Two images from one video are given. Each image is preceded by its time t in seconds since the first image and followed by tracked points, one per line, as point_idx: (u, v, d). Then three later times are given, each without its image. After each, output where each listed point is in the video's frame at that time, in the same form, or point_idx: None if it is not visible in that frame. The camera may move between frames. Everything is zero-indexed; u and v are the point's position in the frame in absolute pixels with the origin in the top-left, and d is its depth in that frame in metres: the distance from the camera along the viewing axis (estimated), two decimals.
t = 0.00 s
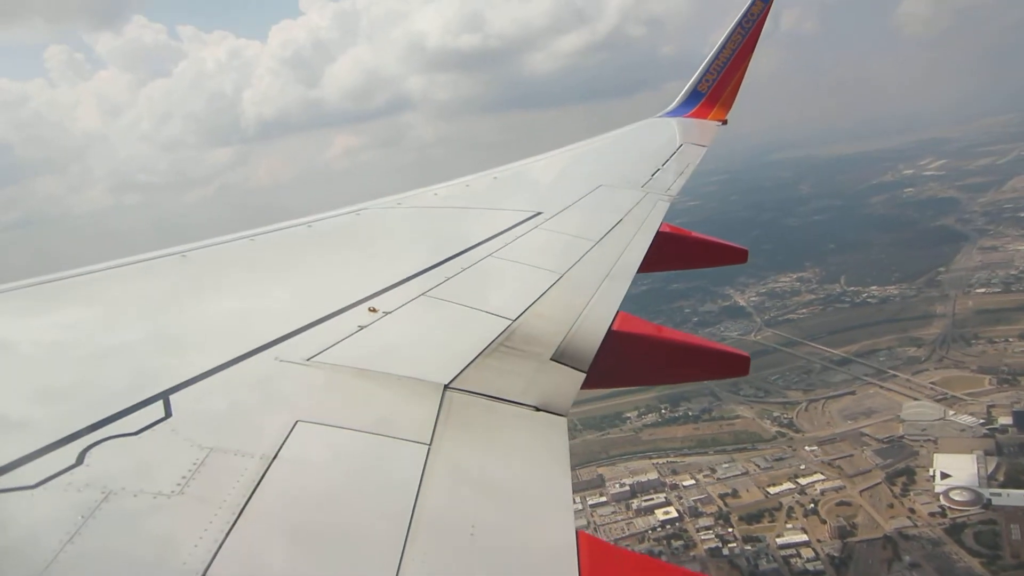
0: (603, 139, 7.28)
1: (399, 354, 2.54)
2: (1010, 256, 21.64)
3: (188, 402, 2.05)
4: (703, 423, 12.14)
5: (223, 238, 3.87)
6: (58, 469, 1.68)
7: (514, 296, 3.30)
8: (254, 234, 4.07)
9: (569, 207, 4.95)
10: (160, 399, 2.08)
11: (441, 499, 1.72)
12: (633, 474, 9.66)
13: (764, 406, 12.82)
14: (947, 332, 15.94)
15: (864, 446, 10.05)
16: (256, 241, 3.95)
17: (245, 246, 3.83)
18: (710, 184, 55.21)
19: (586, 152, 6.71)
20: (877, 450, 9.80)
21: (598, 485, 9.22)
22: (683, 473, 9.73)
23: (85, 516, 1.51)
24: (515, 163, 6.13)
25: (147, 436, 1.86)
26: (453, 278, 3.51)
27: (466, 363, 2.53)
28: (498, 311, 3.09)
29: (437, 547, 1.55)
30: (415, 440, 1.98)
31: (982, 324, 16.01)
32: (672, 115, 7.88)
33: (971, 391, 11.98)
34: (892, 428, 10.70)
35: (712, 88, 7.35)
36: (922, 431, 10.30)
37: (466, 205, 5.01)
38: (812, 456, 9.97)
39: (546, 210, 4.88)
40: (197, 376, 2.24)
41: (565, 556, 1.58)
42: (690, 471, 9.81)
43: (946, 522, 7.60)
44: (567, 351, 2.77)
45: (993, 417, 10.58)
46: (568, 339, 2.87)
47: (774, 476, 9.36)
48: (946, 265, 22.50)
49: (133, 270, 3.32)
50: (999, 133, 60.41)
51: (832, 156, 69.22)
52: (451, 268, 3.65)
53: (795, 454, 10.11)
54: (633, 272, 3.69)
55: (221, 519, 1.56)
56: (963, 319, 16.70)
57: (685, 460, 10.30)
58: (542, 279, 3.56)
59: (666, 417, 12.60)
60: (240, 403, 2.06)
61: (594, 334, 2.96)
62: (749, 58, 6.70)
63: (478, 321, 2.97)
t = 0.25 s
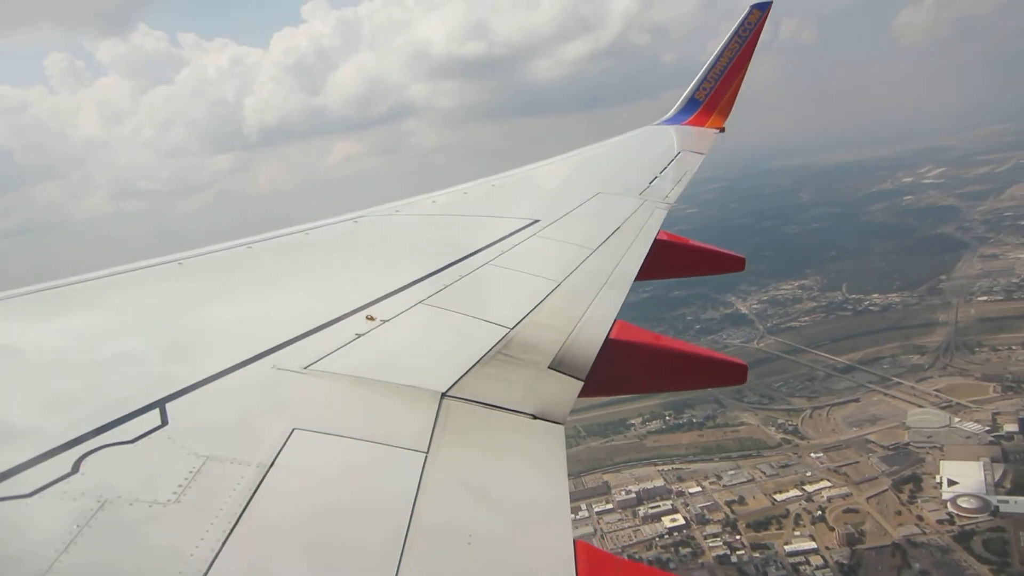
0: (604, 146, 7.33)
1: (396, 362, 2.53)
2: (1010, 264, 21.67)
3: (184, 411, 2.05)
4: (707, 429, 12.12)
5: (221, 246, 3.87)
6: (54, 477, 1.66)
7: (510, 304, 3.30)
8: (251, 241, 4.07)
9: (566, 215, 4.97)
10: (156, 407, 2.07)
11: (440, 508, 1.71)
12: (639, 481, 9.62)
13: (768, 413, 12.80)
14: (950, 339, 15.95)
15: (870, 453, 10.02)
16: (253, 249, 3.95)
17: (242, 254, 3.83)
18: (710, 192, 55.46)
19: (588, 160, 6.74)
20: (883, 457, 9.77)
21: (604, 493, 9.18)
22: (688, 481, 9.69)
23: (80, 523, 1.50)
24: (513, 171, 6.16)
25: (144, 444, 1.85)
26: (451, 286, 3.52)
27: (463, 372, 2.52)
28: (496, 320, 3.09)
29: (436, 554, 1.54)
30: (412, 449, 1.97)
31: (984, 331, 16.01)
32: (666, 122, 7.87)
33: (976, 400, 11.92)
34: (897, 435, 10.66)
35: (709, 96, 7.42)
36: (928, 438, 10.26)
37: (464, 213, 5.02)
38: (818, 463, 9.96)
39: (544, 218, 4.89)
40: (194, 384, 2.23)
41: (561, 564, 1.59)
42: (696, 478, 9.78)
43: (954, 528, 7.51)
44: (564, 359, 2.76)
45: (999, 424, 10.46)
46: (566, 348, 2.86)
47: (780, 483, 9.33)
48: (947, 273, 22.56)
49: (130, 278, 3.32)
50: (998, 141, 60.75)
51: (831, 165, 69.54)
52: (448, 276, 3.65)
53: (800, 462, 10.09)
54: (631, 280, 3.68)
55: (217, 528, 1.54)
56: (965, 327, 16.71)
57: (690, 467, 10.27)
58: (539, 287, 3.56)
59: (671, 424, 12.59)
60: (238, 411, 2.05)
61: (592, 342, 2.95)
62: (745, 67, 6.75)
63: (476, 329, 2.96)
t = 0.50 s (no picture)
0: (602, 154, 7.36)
1: (393, 371, 2.53)
2: (1013, 263, 21.69)
3: (184, 422, 2.04)
4: (714, 432, 12.12)
5: (218, 257, 3.87)
6: (52, 491, 1.64)
7: (507, 312, 3.29)
8: (248, 252, 4.07)
9: (563, 223, 4.98)
10: (155, 419, 2.06)
11: (441, 516, 1.71)
12: (648, 484, 9.60)
13: (775, 415, 12.82)
14: (955, 339, 15.96)
15: (878, 454, 10.00)
16: (250, 259, 3.94)
17: (239, 264, 3.83)
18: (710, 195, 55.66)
19: (588, 167, 6.77)
20: (892, 457, 9.75)
21: (613, 497, 9.16)
22: (697, 483, 9.66)
23: (80, 536, 1.48)
24: (510, 179, 6.19)
25: (144, 456, 1.84)
26: (449, 294, 3.52)
27: (461, 381, 2.52)
28: (493, 328, 3.08)
29: (436, 563, 1.53)
30: (412, 458, 1.96)
31: (989, 331, 16.00)
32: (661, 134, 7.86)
33: (983, 399, 11.86)
34: (906, 435, 10.64)
35: (704, 107, 7.45)
36: (937, 439, 10.24)
37: (461, 222, 5.02)
38: (827, 464, 9.94)
39: (541, 226, 4.89)
40: (193, 396, 2.22)
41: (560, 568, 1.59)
42: (704, 480, 9.76)
43: (967, 528, 7.46)
44: (563, 367, 2.75)
45: (1007, 424, 10.32)
46: (564, 356, 2.86)
47: (789, 485, 9.32)
48: (950, 273, 22.60)
49: (129, 289, 3.31)
50: (997, 141, 60.95)
51: (831, 166, 69.76)
52: (445, 284, 3.66)
53: (809, 463, 10.07)
54: (628, 287, 3.69)
55: (218, 538, 1.53)
56: (969, 327, 16.71)
57: (699, 470, 10.25)
58: (537, 295, 3.56)
59: (677, 427, 12.57)
60: (238, 422, 2.05)
61: (590, 349, 2.95)
62: (740, 75, 6.79)
63: (474, 338, 2.96)
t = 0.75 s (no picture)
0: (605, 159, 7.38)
1: (389, 376, 2.51)
2: (1017, 270, 21.68)
3: (180, 426, 2.03)
4: (719, 438, 12.10)
5: (218, 260, 3.86)
6: (47, 493, 1.64)
7: (504, 317, 3.26)
8: (247, 256, 4.06)
9: (562, 228, 4.97)
10: (151, 423, 2.05)
11: (435, 521, 1.69)
12: (655, 489, 9.59)
13: (781, 421, 12.82)
14: (960, 345, 15.94)
15: (885, 460, 9.96)
16: (249, 262, 3.94)
17: (238, 268, 3.81)
18: (713, 200, 55.83)
19: (591, 172, 6.78)
20: (899, 464, 9.72)
21: (619, 502, 9.17)
22: (704, 489, 9.64)
23: (74, 540, 1.48)
24: (511, 184, 6.20)
25: (140, 460, 1.83)
26: (448, 298, 3.51)
27: (458, 386, 2.49)
28: (490, 332, 3.06)
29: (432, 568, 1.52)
30: (410, 462, 1.93)
31: (994, 337, 15.96)
32: (662, 136, 7.93)
33: (990, 406, 11.76)
34: (913, 441, 10.57)
35: (702, 110, 7.48)
36: (944, 445, 10.14)
37: (460, 226, 5.02)
38: (834, 470, 9.91)
39: (540, 231, 4.89)
40: (190, 399, 2.21)
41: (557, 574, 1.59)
42: (711, 486, 9.74)
43: (976, 535, 7.40)
44: (560, 373, 2.72)
45: (1015, 431, 10.17)
46: (562, 361, 2.83)
47: (796, 491, 9.29)
48: (953, 279, 22.59)
49: (128, 291, 3.31)
50: (998, 147, 61.07)
51: (834, 172, 69.92)
52: (444, 289, 3.64)
53: (816, 469, 10.05)
54: (626, 292, 3.66)
55: (212, 544, 1.52)
56: (974, 333, 16.68)
57: (705, 475, 10.22)
58: (536, 300, 3.54)
59: (682, 432, 12.56)
60: (235, 426, 2.03)
61: (588, 354, 2.92)
62: (739, 80, 6.81)
63: (472, 342, 2.93)
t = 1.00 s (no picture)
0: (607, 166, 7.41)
1: (387, 386, 2.49)
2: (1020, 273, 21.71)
3: (178, 435, 2.00)
4: (726, 442, 12.09)
5: (218, 269, 3.84)
6: (43, 504, 1.61)
7: (503, 326, 3.24)
8: (246, 264, 4.04)
9: (561, 236, 4.96)
10: (149, 431, 2.02)
11: (437, 531, 1.67)
12: (663, 494, 9.55)
13: (788, 425, 12.79)
14: (965, 349, 15.94)
15: (894, 463, 9.93)
16: (248, 270, 3.92)
17: (237, 275, 3.80)
18: (715, 205, 55.99)
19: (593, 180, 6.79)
20: (908, 467, 9.69)
21: (628, 507, 9.14)
22: (712, 493, 9.61)
23: (71, 550, 1.45)
24: (516, 191, 6.24)
25: (137, 469, 1.80)
26: (447, 307, 3.49)
27: (458, 394, 2.47)
28: (489, 341, 3.04)
29: None
30: (408, 472, 1.91)
31: (999, 341, 15.96)
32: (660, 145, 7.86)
33: (998, 409, 11.73)
34: (921, 445, 10.53)
35: (701, 118, 7.45)
36: (952, 448, 10.11)
37: (460, 234, 5.01)
38: (842, 474, 9.89)
39: (539, 239, 4.87)
40: (190, 408, 2.19)
41: None
42: (719, 490, 9.72)
43: (988, 539, 7.31)
44: (559, 383, 2.70)
45: None
46: (560, 371, 2.82)
47: (805, 495, 9.25)
48: (957, 282, 22.63)
49: (127, 299, 3.29)
50: (999, 151, 61.28)
51: (835, 175, 70.11)
52: (444, 297, 3.63)
53: (825, 473, 10.02)
54: (625, 302, 3.65)
55: (209, 553, 1.49)
56: (979, 337, 16.69)
57: (714, 480, 10.20)
58: (534, 309, 3.53)
59: (689, 437, 12.55)
60: (233, 435, 2.01)
61: (587, 364, 2.91)
62: (738, 88, 6.87)
63: (471, 351, 2.91)
